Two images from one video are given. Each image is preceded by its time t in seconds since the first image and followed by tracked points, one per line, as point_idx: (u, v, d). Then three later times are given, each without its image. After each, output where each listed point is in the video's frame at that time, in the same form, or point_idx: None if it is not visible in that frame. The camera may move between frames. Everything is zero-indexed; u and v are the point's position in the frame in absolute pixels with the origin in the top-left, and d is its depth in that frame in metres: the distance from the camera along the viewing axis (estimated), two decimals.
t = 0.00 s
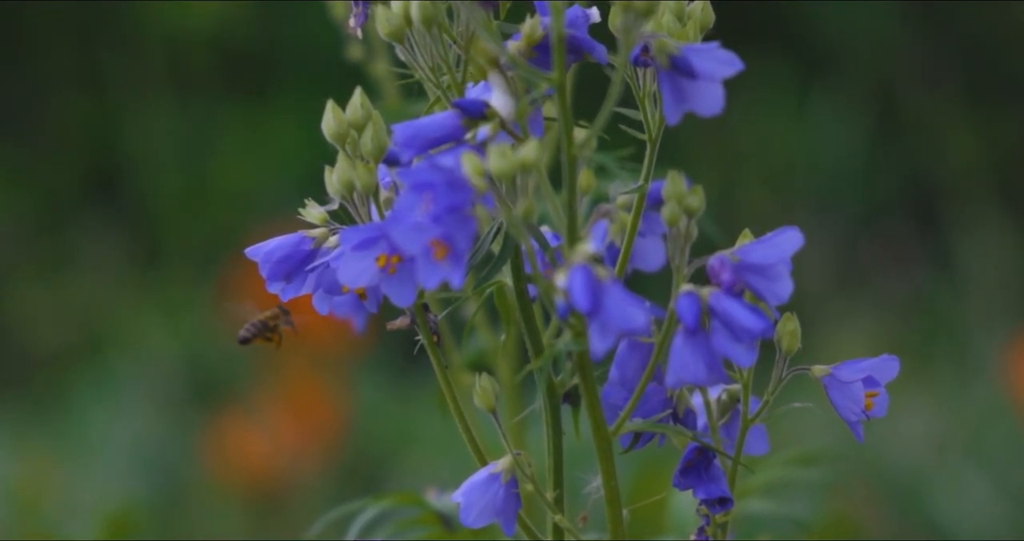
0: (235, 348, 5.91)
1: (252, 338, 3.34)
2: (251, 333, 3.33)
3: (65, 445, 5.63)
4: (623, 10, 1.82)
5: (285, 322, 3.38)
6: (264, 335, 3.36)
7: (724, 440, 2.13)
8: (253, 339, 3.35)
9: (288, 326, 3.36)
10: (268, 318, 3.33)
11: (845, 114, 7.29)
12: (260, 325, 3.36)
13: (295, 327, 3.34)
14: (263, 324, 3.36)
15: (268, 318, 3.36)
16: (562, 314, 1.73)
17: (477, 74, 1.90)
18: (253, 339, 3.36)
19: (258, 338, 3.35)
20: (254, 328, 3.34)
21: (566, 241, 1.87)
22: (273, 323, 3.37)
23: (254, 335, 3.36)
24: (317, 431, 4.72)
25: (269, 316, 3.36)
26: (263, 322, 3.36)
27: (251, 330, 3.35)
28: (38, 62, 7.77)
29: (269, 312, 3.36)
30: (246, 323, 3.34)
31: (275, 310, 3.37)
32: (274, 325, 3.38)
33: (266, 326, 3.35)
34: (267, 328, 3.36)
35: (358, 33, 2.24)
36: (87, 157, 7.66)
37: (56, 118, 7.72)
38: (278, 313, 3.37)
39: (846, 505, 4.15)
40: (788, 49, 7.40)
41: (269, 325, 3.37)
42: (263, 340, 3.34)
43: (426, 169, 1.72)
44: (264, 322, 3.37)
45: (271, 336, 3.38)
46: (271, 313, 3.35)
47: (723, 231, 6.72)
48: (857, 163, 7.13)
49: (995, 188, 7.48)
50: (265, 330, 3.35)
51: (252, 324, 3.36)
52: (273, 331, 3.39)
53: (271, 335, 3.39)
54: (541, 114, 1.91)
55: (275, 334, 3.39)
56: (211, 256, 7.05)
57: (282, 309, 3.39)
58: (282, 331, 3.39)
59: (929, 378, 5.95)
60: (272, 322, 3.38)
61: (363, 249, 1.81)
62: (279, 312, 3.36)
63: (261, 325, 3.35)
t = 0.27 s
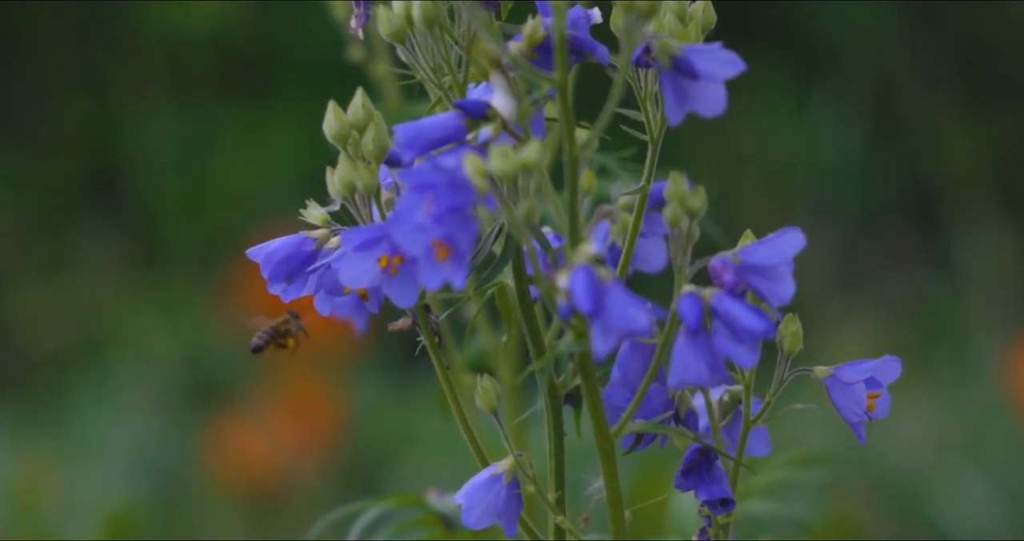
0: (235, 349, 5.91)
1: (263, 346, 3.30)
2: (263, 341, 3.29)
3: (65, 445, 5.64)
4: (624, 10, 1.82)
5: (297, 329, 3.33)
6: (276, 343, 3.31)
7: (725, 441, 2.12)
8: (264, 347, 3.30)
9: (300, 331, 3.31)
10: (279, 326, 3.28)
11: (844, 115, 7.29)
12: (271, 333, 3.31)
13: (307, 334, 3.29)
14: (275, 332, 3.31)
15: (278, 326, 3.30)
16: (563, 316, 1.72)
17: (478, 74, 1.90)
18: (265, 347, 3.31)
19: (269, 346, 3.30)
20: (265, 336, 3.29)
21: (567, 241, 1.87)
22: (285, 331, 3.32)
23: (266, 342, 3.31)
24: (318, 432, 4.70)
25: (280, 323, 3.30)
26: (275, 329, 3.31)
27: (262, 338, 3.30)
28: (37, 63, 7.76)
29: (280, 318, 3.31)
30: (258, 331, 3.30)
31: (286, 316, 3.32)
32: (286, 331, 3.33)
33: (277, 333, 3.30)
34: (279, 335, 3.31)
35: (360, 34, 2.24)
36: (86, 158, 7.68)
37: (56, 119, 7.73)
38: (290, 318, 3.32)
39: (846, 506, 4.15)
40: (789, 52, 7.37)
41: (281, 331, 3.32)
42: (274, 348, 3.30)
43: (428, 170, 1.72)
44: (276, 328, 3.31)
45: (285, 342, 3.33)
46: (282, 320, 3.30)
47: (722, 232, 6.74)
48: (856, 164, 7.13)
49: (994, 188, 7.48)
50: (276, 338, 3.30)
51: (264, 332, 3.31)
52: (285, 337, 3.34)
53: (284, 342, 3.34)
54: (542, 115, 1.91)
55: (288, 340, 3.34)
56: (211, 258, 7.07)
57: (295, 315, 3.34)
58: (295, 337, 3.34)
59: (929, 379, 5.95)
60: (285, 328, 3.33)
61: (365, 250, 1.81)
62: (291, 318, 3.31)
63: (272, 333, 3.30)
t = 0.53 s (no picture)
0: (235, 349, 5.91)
1: (267, 350, 3.19)
2: (266, 346, 3.19)
3: (65, 446, 5.65)
4: (626, 9, 1.82)
5: (300, 333, 3.25)
6: (281, 346, 3.21)
7: (726, 442, 2.12)
8: (267, 351, 3.20)
9: (303, 336, 3.23)
10: (284, 328, 3.19)
11: (844, 117, 7.29)
12: (275, 336, 3.22)
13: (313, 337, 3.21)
14: (278, 335, 3.22)
15: (282, 329, 3.22)
16: (565, 316, 1.72)
17: (478, 74, 1.89)
18: (267, 352, 3.22)
19: (274, 349, 3.21)
20: (269, 339, 3.20)
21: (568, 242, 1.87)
22: (288, 334, 3.24)
23: (269, 346, 3.21)
24: (317, 432, 4.70)
25: (284, 326, 3.22)
26: (277, 333, 3.22)
27: (267, 341, 3.20)
28: (37, 63, 7.77)
29: (283, 323, 3.23)
30: (260, 335, 3.19)
31: (290, 321, 3.24)
32: (288, 336, 3.24)
33: (281, 336, 3.21)
34: (281, 339, 3.21)
35: (360, 34, 2.24)
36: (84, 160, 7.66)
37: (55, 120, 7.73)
38: (292, 323, 3.24)
39: (845, 507, 4.15)
40: (788, 54, 7.39)
41: (283, 336, 3.23)
42: (279, 352, 3.20)
43: (429, 170, 1.71)
44: (278, 333, 3.23)
45: (285, 348, 3.24)
46: (288, 321, 3.21)
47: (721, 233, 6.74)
48: (855, 165, 7.13)
49: (994, 189, 7.48)
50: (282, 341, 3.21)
51: (267, 336, 3.22)
52: (287, 343, 3.25)
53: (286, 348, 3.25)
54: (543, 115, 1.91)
55: (289, 345, 3.25)
56: (210, 258, 7.07)
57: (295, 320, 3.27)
58: (297, 342, 3.25)
59: (928, 380, 5.95)
60: (286, 333, 3.24)
61: (366, 249, 1.81)
62: (294, 321, 3.24)
63: (276, 336, 3.21)
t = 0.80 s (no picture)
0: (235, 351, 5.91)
1: (264, 363, 3.15)
2: (263, 358, 3.14)
3: (64, 448, 5.64)
4: (628, 9, 1.81)
5: (298, 344, 3.20)
6: (278, 357, 3.17)
7: (728, 442, 2.12)
8: (264, 363, 3.16)
9: (302, 348, 3.18)
10: (281, 340, 3.14)
11: (844, 118, 7.28)
12: (272, 348, 3.17)
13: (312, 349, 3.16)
14: (276, 347, 3.17)
15: (279, 340, 3.17)
16: (567, 316, 1.72)
17: (480, 74, 1.89)
18: (265, 363, 3.17)
19: (271, 360, 3.16)
20: (266, 352, 3.15)
21: (571, 242, 1.86)
22: (286, 345, 3.19)
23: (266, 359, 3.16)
24: (316, 433, 4.70)
25: (282, 337, 3.17)
26: (275, 344, 3.17)
27: (263, 354, 3.15)
28: (36, 63, 7.77)
29: (280, 333, 3.18)
30: (257, 348, 3.15)
31: (287, 333, 3.18)
32: (285, 347, 3.19)
33: (279, 348, 3.16)
34: (279, 351, 3.17)
35: (362, 35, 2.24)
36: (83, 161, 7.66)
37: (53, 121, 7.72)
38: (290, 334, 3.19)
39: (845, 507, 4.14)
40: (783, 53, 7.37)
41: (281, 347, 3.18)
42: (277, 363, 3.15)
43: (431, 171, 1.71)
44: (275, 344, 3.17)
45: (283, 359, 3.19)
46: (285, 333, 3.16)
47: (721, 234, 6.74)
48: (854, 166, 7.13)
49: (993, 190, 7.47)
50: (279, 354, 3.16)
51: (264, 348, 3.17)
52: (286, 354, 3.20)
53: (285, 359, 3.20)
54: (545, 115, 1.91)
55: (287, 357, 3.20)
56: (208, 260, 7.06)
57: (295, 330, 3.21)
58: (295, 353, 3.20)
59: (928, 382, 5.94)
60: (284, 344, 3.19)
61: (367, 250, 1.81)
62: (292, 333, 3.18)
63: (274, 349, 3.16)
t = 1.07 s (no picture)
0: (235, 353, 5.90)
1: (262, 378, 3.08)
2: (261, 373, 3.07)
3: (64, 450, 5.64)
4: (630, 10, 1.81)
5: (296, 363, 3.14)
6: (277, 374, 3.10)
7: (730, 443, 2.12)
8: (261, 379, 3.09)
9: (300, 367, 3.12)
10: (279, 357, 3.08)
11: (844, 119, 7.29)
12: (270, 365, 3.10)
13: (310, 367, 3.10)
14: (274, 364, 3.11)
15: (277, 358, 3.11)
16: (569, 317, 1.72)
17: (482, 75, 1.89)
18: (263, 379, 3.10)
19: (269, 377, 3.09)
20: (263, 368, 3.09)
21: (573, 242, 1.86)
22: (284, 364, 3.12)
23: (262, 375, 3.09)
24: (317, 434, 4.70)
25: (280, 355, 3.11)
26: (273, 362, 3.11)
27: (261, 369, 3.09)
28: (37, 65, 7.78)
29: (279, 351, 3.12)
30: (255, 363, 3.08)
31: (286, 350, 3.12)
32: (283, 365, 3.13)
33: (276, 366, 3.09)
34: (277, 368, 3.10)
35: (363, 35, 2.23)
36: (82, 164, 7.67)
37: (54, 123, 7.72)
38: (288, 352, 3.13)
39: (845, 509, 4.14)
40: (782, 53, 7.40)
41: (278, 365, 3.11)
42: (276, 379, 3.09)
43: (433, 171, 1.71)
44: (274, 361, 3.11)
45: (280, 377, 3.13)
46: (284, 350, 3.10)
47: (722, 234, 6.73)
48: (854, 167, 7.13)
49: (993, 191, 7.47)
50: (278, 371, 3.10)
51: (261, 364, 3.10)
52: (284, 372, 3.13)
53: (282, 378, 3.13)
54: (547, 116, 1.90)
55: (285, 375, 3.13)
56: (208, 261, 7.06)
57: (293, 348, 3.15)
58: (293, 372, 3.14)
59: (928, 383, 5.94)
60: (282, 363, 3.13)
61: (369, 252, 1.80)
62: (290, 350, 3.12)
63: (271, 365, 3.10)
